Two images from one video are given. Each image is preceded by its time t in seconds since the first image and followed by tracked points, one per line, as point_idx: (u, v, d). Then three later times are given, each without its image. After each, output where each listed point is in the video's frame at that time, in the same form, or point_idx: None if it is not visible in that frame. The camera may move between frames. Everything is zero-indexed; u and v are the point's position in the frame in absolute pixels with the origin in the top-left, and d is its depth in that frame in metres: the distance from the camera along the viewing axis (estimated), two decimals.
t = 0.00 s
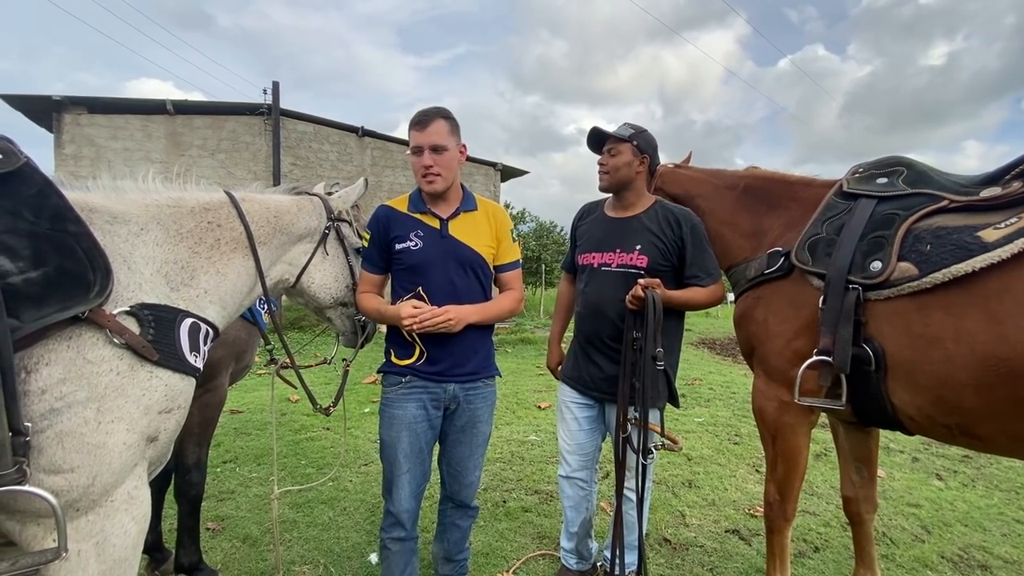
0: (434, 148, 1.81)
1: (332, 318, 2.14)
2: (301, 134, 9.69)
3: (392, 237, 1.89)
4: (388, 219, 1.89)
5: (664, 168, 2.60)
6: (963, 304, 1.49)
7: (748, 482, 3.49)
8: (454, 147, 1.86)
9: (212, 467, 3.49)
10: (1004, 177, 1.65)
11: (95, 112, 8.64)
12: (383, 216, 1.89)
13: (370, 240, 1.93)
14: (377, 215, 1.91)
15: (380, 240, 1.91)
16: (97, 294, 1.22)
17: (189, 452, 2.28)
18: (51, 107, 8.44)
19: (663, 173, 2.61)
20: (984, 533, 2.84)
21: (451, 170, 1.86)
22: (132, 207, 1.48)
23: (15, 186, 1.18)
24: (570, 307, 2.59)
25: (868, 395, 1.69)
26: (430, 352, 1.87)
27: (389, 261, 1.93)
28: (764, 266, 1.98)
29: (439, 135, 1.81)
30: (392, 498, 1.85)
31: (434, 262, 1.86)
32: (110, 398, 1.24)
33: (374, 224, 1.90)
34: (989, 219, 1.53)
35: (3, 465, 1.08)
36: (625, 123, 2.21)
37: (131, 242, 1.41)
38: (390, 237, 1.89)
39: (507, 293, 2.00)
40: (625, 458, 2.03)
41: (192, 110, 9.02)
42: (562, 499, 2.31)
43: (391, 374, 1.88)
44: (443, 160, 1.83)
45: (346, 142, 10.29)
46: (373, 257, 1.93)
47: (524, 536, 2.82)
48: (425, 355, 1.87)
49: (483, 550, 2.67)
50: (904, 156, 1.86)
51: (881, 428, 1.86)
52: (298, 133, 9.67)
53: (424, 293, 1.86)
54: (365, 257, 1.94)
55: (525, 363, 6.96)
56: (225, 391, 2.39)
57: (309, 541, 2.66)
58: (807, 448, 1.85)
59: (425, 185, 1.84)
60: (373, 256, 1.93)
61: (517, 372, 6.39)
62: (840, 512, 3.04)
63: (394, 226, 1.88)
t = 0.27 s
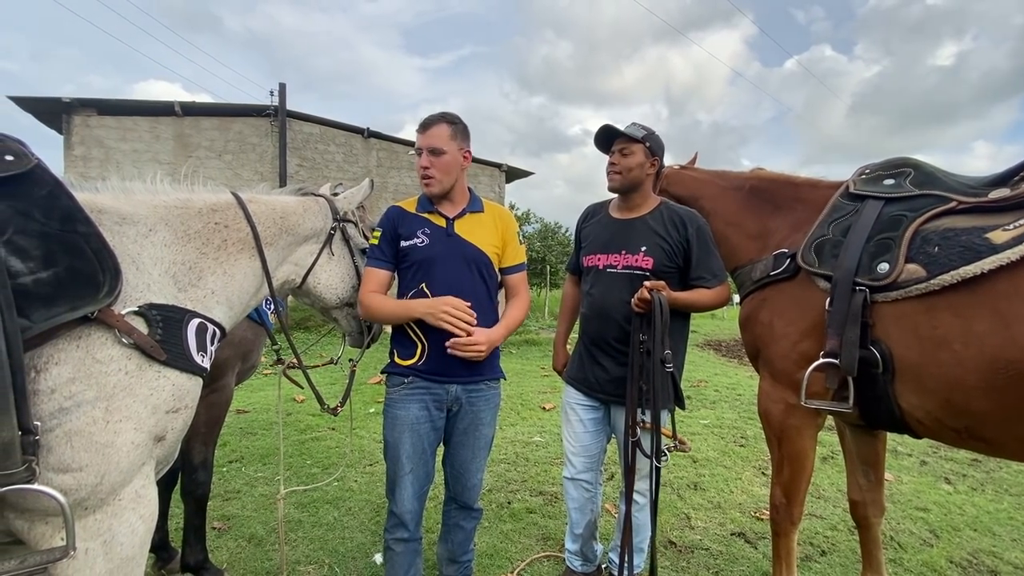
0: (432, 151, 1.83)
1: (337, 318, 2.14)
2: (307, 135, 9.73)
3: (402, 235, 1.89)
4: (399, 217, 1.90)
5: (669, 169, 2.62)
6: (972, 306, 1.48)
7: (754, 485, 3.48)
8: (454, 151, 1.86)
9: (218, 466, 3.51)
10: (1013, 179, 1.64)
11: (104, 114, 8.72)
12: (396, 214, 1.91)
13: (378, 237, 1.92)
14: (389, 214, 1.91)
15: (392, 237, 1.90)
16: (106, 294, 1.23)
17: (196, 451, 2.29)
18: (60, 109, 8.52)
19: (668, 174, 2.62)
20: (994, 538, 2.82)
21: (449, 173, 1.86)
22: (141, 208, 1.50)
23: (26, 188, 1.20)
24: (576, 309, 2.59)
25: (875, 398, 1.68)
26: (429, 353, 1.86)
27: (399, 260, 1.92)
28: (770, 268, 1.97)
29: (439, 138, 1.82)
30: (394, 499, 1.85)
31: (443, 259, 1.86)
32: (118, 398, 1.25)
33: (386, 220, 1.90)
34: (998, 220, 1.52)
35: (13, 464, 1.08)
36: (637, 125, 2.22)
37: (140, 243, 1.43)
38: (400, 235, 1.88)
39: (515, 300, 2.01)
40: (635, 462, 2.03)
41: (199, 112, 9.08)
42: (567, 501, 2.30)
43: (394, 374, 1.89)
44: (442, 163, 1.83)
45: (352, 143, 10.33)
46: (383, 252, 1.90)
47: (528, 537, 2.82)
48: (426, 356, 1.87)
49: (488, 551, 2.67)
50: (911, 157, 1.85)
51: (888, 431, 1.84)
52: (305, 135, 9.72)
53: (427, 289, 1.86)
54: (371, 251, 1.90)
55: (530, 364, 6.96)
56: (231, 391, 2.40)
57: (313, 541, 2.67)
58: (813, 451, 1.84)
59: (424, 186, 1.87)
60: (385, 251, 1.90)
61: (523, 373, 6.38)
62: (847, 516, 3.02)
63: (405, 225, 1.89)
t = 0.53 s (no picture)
0: (450, 155, 1.84)
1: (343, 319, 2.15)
2: (312, 137, 9.78)
3: (415, 234, 1.88)
4: (415, 218, 1.89)
5: (674, 171, 2.63)
6: (982, 308, 1.47)
7: (760, 488, 3.46)
8: (471, 155, 1.87)
9: (223, 467, 3.52)
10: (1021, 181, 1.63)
11: (112, 116, 8.79)
12: (411, 214, 1.90)
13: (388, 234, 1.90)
14: (402, 212, 1.90)
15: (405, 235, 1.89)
16: (116, 293, 1.24)
17: (202, 451, 2.30)
18: (68, 111, 8.59)
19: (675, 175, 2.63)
20: (1002, 542, 2.80)
21: (464, 178, 1.87)
22: (150, 209, 1.51)
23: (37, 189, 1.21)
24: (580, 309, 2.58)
25: (883, 401, 1.67)
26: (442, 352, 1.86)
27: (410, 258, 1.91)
28: (776, 270, 1.97)
29: (456, 142, 1.83)
30: (405, 498, 1.85)
31: (458, 259, 1.86)
32: (127, 397, 1.26)
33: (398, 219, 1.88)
34: (1007, 222, 1.51)
35: (23, 462, 1.09)
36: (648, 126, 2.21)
37: (149, 244, 1.43)
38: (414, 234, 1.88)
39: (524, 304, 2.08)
40: (640, 465, 2.02)
41: (206, 114, 9.14)
42: (572, 503, 2.30)
43: (406, 374, 1.88)
44: (457, 167, 1.85)
45: (357, 145, 10.36)
46: (392, 245, 1.87)
47: (533, 539, 2.81)
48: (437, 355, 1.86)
49: (492, 553, 2.67)
50: (919, 159, 1.84)
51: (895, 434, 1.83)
52: (310, 136, 9.76)
53: (443, 289, 1.86)
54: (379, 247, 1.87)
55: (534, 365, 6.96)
56: (237, 391, 2.41)
57: (318, 542, 2.67)
58: (819, 454, 1.83)
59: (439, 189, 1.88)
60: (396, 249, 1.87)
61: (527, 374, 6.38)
62: (854, 520, 3.00)
63: (419, 224, 1.89)
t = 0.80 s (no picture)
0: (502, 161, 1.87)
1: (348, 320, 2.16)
2: (317, 139, 9.82)
3: (425, 238, 1.87)
4: (420, 221, 1.87)
5: (678, 173, 2.63)
6: (988, 311, 1.47)
7: (764, 490, 3.45)
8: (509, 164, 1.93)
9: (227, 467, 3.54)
10: None
11: (118, 119, 8.85)
12: (417, 217, 1.88)
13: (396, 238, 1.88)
14: (410, 216, 1.89)
15: (414, 239, 1.88)
16: (125, 294, 1.25)
17: (207, 452, 2.31)
18: (75, 114, 8.65)
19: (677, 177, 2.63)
20: (1007, 546, 2.78)
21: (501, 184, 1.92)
22: (157, 211, 1.52)
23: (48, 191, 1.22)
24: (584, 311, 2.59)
25: (888, 403, 1.67)
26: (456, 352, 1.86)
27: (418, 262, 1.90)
28: (780, 272, 1.97)
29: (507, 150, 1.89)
30: (415, 498, 1.85)
31: (470, 264, 1.87)
32: (135, 397, 1.27)
33: (405, 222, 1.87)
34: (1013, 225, 1.51)
35: (33, 461, 1.10)
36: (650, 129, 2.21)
37: (157, 246, 1.45)
38: (424, 238, 1.87)
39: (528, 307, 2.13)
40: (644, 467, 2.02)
41: (211, 117, 9.18)
42: (575, 505, 2.30)
43: (418, 375, 1.87)
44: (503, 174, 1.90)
45: (361, 148, 10.40)
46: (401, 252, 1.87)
47: (536, 541, 2.81)
48: (451, 355, 1.86)
49: (496, 554, 2.67)
50: (924, 161, 1.84)
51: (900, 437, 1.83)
52: (314, 139, 9.80)
53: (455, 292, 1.86)
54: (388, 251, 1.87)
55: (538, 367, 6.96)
56: (242, 392, 2.43)
57: (322, 543, 2.68)
58: (824, 456, 1.83)
59: (481, 193, 1.87)
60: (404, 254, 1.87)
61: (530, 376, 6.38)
62: (859, 523, 2.99)
63: (427, 228, 1.87)
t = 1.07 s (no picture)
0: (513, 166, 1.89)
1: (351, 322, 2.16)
2: (319, 142, 9.85)
3: (432, 241, 1.86)
4: (428, 223, 1.87)
5: (681, 175, 2.63)
6: (992, 314, 1.47)
7: (767, 493, 3.45)
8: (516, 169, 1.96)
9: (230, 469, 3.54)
10: None
11: (122, 121, 8.88)
12: (423, 220, 1.88)
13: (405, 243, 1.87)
14: (416, 219, 1.88)
15: (422, 243, 1.87)
16: (131, 295, 1.25)
17: (211, 453, 2.31)
18: (79, 116, 8.69)
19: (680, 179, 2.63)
20: (1012, 548, 2.77)
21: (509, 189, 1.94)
22: (162, 213, 1.52)
23: (55, 193, 1.23)
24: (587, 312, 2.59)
25: (892, 406, 1.66)
26: (464, 353, 1.87)
27: (425, 265, 1.89)
28: (784, 274, 1.97)
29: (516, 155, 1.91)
30: (421, 499, 1.85)
31: (478, 266, 1.87)
32: (141, 398, 1.27)
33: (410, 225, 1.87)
34: (1017, 227, 1.51)
35: (38, 461, 1.10)
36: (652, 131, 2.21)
37: (162, 247, 1.45)
38: (432, 241, 1.86)
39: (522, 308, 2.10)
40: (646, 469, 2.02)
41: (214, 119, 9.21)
42: (578, 507, 2.30)
43: (426, 376, 1.87)
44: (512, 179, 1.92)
45: (363, 150, 10.43)
46: (411, 259, 1.86)
47: (539, 543, 2.81)
48: (460, 356, 1.87)
49: (498, 556, 2.67)
50: (928, 163, 1.84)
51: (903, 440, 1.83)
52: (317, 141, 9.83)
53: (462, 295, 1.86)
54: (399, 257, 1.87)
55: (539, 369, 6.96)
56: (246, 393, 2.43)
57: (325, 544, 2.68)
58: (828, 458, 1.82)
59: (494, 197, 1.88)
60: (412, 258, 1.86)
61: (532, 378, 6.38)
62: (862, 525, 2.98)
63: (435, 230, 1.87)
